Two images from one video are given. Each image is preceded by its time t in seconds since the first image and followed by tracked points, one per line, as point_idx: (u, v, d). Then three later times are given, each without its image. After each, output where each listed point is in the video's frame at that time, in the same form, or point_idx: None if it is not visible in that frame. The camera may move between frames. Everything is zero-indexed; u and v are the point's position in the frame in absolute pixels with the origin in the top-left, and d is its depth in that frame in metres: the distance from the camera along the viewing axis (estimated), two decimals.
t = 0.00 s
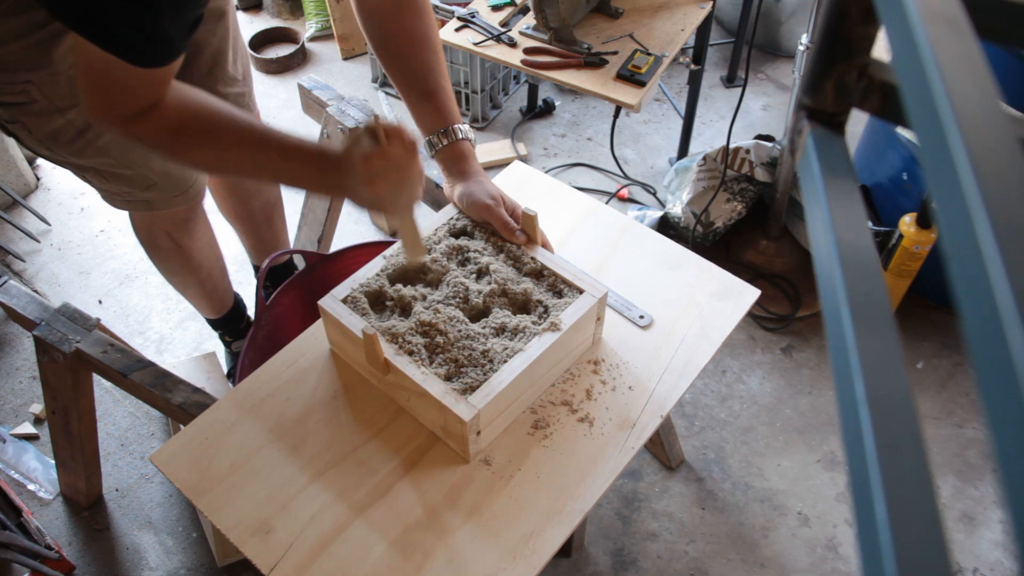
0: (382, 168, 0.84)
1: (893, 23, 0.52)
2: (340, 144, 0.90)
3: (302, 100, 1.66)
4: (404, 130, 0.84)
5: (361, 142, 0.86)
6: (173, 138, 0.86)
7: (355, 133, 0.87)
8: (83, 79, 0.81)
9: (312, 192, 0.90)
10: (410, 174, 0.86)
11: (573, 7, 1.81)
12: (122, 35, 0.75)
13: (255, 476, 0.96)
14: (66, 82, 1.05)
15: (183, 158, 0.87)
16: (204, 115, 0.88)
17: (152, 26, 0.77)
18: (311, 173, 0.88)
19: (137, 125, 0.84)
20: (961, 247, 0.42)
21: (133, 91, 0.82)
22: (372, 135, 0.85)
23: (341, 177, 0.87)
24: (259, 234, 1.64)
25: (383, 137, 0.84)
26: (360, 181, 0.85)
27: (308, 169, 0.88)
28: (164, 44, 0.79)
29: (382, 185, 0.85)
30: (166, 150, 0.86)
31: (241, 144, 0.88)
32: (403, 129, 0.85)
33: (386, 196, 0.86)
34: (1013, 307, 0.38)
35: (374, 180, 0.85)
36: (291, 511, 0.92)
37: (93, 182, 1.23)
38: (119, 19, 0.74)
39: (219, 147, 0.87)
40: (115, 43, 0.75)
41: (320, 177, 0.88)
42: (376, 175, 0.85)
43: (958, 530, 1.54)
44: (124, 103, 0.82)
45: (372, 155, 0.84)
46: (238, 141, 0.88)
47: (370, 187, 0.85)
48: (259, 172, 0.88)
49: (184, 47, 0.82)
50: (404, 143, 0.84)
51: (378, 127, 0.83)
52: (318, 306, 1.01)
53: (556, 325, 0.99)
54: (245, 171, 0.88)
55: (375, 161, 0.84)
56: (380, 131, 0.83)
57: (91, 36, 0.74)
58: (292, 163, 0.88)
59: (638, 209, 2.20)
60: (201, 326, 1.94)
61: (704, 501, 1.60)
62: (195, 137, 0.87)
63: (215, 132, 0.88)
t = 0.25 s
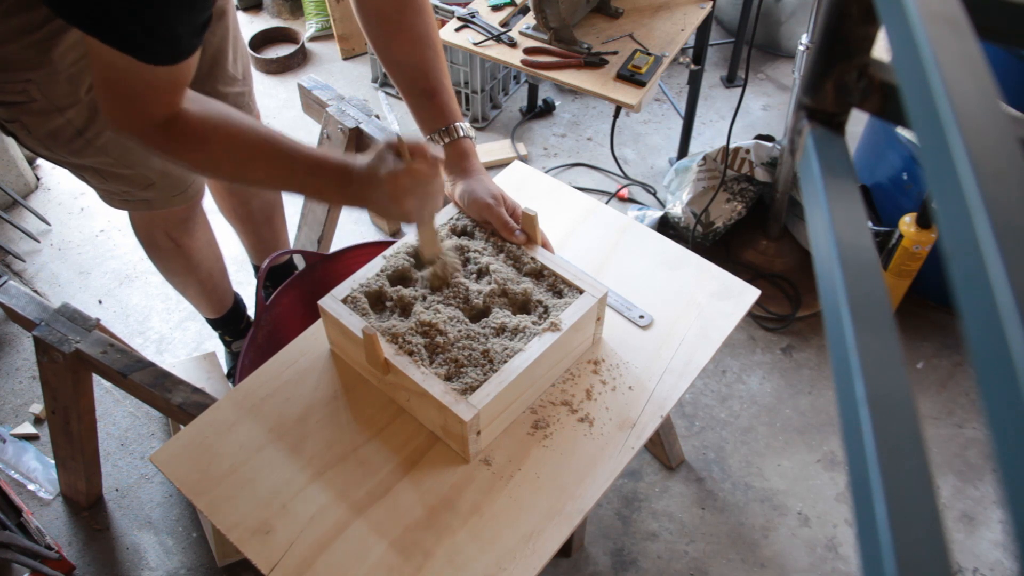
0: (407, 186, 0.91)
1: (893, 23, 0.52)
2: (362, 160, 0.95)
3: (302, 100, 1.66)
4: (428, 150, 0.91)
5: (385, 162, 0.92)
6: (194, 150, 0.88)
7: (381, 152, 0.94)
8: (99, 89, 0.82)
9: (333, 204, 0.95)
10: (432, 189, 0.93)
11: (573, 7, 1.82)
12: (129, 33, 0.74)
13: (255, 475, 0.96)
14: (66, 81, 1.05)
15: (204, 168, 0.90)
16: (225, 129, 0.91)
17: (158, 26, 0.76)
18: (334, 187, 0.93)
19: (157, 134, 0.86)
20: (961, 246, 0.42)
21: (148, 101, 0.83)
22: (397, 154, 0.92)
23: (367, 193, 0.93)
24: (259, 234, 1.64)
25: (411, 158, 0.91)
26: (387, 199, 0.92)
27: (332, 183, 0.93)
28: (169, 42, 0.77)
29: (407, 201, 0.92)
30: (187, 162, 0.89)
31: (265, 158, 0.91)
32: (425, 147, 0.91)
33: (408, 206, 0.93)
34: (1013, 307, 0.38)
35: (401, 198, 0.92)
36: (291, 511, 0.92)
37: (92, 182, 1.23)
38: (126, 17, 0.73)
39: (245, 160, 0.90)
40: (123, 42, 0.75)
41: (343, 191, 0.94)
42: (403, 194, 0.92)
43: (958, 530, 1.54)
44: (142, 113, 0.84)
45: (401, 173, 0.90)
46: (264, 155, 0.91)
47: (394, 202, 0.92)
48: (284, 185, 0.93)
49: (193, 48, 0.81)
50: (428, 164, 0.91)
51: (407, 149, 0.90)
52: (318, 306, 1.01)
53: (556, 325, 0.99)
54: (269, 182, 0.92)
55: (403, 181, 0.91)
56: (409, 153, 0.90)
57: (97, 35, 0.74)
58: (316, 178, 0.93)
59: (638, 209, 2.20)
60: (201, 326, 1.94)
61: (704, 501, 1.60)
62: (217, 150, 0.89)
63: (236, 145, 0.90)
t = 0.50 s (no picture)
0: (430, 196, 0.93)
1: (893, 23, 0.52)
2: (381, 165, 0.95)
3: (302, 100, 1.66)
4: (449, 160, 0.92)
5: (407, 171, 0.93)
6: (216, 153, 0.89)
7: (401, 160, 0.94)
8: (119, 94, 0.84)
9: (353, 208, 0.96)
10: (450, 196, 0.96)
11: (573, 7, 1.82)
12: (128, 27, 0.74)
13: (255, 475, 0.96)
14: (67, 80, 1.05)
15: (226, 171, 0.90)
16: (246, 132, 0.91)
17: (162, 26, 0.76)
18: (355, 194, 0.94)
19: (181, 141, 0.87)
20: (961, 246, 0.42)
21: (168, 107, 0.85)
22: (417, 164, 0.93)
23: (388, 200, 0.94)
24: (259, 234, 1.64)
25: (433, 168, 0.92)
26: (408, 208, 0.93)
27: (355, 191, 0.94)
28: (173, 41, 0.78)
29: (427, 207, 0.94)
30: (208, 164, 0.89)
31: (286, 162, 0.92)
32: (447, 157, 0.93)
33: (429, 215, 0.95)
34: (1013, 307, 0.38)
35: (421, 206, 0.94)
36: (290, 511, 0.92)
37: (94, 180, 1.23)
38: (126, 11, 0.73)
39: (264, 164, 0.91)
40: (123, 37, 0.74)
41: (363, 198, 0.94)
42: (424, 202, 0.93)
43: (958, 530, 1.54)
44: (165, 119, 0.85)
45: (422, 182, 0.92)
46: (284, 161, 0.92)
47: (416, 211, 0.94)
48: (306, 191, 0.93)
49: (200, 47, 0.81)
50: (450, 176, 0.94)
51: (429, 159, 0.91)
52: (318, 306, 1.01)
53: (557, 325, 0.99)
54: (290, 188, 0.93)
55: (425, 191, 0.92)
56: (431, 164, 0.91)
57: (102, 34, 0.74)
58: (337, 185, 0.93)
59: (638, 209, 2.20)
60: (201, 326, 1.94)
61: (704, 501, 1.60)
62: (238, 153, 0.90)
63: (258, 149, 0.91)
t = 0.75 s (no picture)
0: (442, 170, 0.91)
1: (893, 23, 0.52)
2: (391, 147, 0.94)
3: (302, 101, 1.66)
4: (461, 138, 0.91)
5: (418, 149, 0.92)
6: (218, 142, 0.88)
7: (414, 141, 0.93)
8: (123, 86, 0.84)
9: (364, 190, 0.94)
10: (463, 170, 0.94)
11: (572, 7, 1.82)
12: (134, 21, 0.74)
13: (255, 476, 0.96)
14: (69, 79, 1.05)
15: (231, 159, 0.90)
16: (250, 119, 0.90)
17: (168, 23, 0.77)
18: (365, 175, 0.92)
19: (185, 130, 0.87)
20: (961, 246, 0.42)
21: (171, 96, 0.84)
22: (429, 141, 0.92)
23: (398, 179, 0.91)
24: (259, 234, 1.64)
25: (445, 144, 0.91)
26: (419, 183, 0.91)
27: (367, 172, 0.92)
28: (179, 39, 0.78)
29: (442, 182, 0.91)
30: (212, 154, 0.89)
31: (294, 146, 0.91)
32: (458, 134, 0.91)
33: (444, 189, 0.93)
34: (1013, 306, 0.38)
35: (435, 183, 0.91)
36: (290, 511, 0.92)
37: (96, 179, 1.23)
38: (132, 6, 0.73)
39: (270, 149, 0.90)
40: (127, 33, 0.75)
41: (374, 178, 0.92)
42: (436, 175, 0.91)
43: (958, 530, 1.54)
44: (169, 111, 0.85)
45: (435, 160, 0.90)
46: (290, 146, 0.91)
47: (429, 187, 0.92)
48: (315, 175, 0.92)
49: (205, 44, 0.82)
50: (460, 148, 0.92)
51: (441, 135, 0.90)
52: (318, 306, 1.01)
53: (556, 325, 0.99)
54: (298, 172, 0.92)
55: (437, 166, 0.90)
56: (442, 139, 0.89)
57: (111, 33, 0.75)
58: (347, 166, 0.92)
59: (638, 209, 2.20)
60: (201, 326, 1.94)
61: (704, 501, 1.60)
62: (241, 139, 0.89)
63: (262, 135, 0.90)
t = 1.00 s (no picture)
0: (442, 147, 0.91)
1: (893, 23, 0.52)
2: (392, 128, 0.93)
3: (302, 101, 1.66)
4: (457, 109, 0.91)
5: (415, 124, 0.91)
6: (222, 136, 0.88)
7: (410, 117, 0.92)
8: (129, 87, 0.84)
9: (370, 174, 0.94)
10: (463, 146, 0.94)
11: (572, 7, 1.82)
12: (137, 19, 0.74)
13: (255, 476, 0.96)
14: (72, 79, 1.05)
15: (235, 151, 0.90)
16: (253, 111, 0.90)
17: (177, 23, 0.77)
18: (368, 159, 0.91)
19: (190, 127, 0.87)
20: (961, 246, 0.42)
21: (175, 95, 0.84)
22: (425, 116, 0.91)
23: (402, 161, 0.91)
24: (259, 234, 1.64)
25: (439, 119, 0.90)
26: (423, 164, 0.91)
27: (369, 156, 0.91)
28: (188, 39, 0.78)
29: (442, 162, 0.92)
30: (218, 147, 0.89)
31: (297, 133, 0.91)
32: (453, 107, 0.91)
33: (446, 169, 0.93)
34: (1013, 306, 0.38)
35: (435, 160, 0.92)
36: (291, 511, 0.92)
37: (99, 179, 1.23)
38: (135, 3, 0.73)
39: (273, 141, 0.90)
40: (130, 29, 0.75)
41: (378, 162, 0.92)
42: (438, 155, 0.92)
43: (959, 530, 1.54)
44: (174, 109, 0.85)
45: (433, 135, 0.90)
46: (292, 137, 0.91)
47: (433, 167, 0.92)
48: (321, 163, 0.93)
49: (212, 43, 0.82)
50: (458, 122, 0.92)
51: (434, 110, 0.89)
52: (318, 306, 1.01)
53: (556, 325, 0.99)
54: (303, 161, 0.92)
55: (437, 143, 0.91)
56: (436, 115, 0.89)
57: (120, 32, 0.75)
58: (350, 150, 0.91)
59: (638, 209, 2.20)
60: (201, 326, 1.94)
61: (704, 501, 1.60)
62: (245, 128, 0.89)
63: (264, 124, 0.90)
